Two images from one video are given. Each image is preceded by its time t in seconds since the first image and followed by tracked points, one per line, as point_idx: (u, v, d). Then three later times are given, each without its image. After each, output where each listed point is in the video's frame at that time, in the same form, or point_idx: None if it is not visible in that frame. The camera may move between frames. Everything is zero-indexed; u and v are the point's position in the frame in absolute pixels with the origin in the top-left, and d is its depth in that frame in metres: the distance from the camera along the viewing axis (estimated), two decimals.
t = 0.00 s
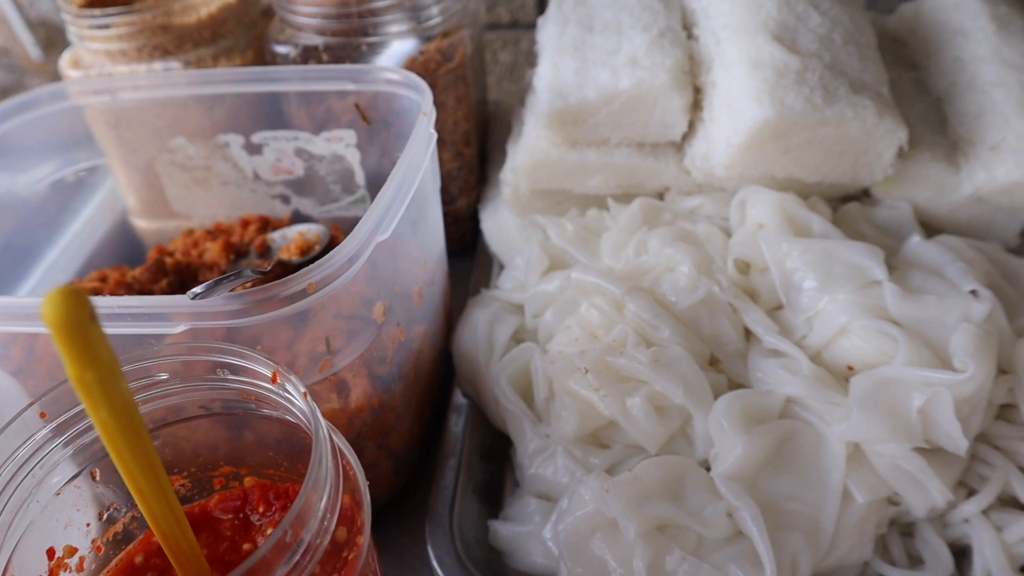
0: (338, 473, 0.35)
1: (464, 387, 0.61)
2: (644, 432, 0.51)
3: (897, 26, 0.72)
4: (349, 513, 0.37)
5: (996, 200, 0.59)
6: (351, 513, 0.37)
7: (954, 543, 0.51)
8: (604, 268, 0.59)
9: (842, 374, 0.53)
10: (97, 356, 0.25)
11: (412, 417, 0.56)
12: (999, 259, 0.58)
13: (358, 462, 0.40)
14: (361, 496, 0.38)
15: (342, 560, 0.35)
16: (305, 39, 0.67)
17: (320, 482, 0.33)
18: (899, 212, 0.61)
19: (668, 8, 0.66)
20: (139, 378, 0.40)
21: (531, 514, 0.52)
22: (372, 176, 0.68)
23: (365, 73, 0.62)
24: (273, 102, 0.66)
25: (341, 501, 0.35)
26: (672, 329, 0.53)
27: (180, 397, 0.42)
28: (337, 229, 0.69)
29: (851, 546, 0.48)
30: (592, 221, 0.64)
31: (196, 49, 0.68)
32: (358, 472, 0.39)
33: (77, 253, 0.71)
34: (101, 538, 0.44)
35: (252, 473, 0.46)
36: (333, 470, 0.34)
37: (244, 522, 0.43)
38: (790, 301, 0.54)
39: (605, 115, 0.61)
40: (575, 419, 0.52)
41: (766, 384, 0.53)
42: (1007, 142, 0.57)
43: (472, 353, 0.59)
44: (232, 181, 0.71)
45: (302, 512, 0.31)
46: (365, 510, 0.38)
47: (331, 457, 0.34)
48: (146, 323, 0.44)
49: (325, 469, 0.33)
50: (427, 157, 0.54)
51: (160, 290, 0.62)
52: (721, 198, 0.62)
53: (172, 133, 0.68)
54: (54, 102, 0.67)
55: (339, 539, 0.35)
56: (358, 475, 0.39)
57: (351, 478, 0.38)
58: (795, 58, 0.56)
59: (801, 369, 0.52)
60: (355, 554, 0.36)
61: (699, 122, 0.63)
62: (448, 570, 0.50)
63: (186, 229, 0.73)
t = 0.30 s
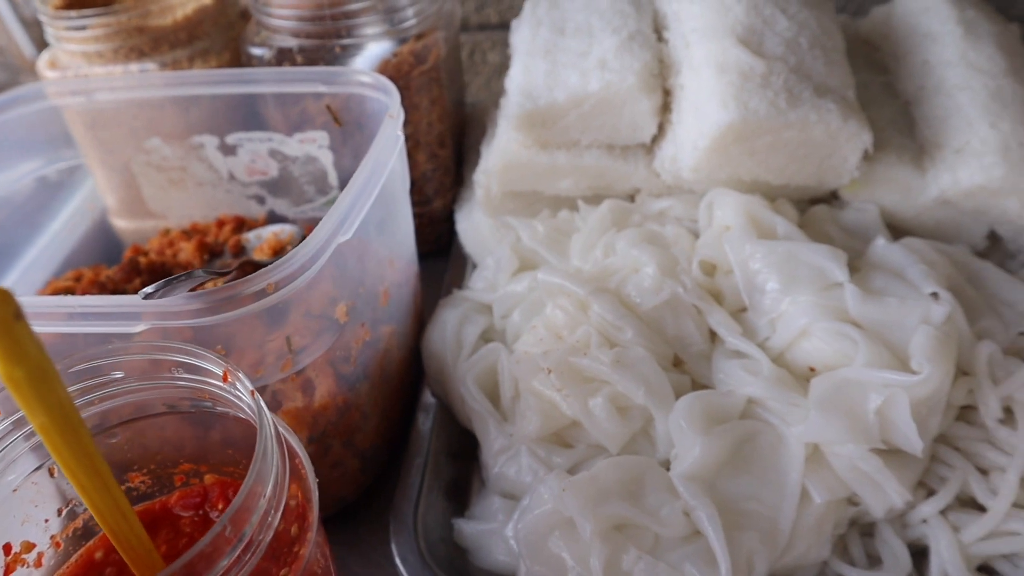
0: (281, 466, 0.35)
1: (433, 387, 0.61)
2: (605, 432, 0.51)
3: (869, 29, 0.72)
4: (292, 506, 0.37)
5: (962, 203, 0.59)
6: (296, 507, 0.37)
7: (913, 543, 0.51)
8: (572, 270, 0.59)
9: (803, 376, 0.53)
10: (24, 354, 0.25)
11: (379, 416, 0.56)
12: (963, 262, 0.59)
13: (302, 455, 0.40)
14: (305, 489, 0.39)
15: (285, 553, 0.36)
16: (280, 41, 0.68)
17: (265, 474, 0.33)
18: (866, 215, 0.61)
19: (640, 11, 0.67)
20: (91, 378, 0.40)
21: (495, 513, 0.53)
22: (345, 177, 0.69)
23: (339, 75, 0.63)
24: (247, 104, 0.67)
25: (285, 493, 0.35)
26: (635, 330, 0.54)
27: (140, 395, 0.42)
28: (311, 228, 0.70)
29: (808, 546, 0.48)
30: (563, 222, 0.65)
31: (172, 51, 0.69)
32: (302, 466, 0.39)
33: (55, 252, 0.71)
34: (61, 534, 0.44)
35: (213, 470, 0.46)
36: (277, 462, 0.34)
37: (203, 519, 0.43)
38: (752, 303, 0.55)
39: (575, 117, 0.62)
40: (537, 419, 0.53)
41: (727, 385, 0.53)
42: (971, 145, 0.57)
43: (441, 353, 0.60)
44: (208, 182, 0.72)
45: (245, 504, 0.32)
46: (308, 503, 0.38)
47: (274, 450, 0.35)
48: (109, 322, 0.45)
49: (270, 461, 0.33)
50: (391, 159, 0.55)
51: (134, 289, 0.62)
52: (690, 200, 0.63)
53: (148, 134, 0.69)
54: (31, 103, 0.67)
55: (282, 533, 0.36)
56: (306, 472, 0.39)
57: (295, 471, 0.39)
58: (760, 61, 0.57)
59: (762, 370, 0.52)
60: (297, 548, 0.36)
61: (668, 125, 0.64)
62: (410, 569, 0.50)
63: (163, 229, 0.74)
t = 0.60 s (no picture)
0: (243, 466, 0.36)
1: (412, 389, 0.62)
2: (579, 434, 0.51)
3: (851, 32, 0.72)
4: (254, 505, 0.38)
5: (940, 206, 0.60)
6: (258, 506, 0.38)
7: (886, 546, 0.51)
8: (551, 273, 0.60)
9: (778, 378, 0.53)
10: None
11: (357, 418, 0.57)
12: (940, 265, 0.59)
13: (266, 455, 0.41)
14: (269, 489, 0.39)
15: (247, 552, 0.36)
16: (264, 45, 0.68)
17: (224, 473, 0.34)
18: (845, 218, 0.61)
19: (621, 14, 0.67)
20: (59, 380, 0.41)
21: (470, 514, 0.53)
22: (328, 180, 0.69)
23: (323, 79, 0.63)
24: (230, 107, 0.67)
25: (246, 492, 0.36)
26: (610, 332, 0.54)
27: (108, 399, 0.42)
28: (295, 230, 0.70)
29: (780, 549, 0.48)
30: (544, 225, 0.65)
31: (157, 54, 0.69)
32: (268, 466, 0.40)
33: (43, 253, 0.70)
34: (32, 533, 0.45)
35: (184, 471, 0.46)
36: (237, 461, 0.35)
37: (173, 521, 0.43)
38: (728, 306, 0.55)
39: (555, 120, 0.62)
40: (512, 420, 0.53)
41: (702, 388, 0.53)
42: (949, 149, 0.58)
43: (420, 355, 0.60)
44: (192, 184, 0.73)
45: (203, 502, 0.32)
46: (271, 502, 0.39)
47: (235, 449, 0.35)
48: (81, 325, 0.45)
49: (230, 460, 0.34)
50: (366, 163, 0.55)
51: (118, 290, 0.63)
52: (670, 204, 0.63)
53: (133, 137, 0.69)
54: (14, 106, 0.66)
55: (243, 533, 0.36)
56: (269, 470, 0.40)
57: (259, 470, 0.39)
58: (737, 64, 0.57)
59: (736, 373, 0.52)
60: (258, 546, 0.37)
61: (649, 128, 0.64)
62: (384, 570, 0.51)
63: (148, 231, 0.74)
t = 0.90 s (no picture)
0: (214, 463, 0.37)
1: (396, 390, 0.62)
2: (559, 436, 0.52)
3: (840, 34, 0.72)
4: (224, 503, 0.38)
5: (925, 209, 0.59)
6: (229, 505, 0.38)
7: (866, 549, 0.51)
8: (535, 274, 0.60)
9: (758, 380, 0.53)
10: None
11: (341, 419, 0.57)
12: (924, 268, 0.59)
13: (239, 455, 0.41)
14: (242, 488, 0.40)
15: (219, 549, 0.37)
16: (253, 46, 0.69)
17: (192, 471, 0.34)
18: (830, 220, 0.61)
19: (608, 16, 0.67)
20: (35, 378, 0.41)
21: (450, 514, 0.53)
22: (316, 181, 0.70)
23: (312, 81, 0.63)
24: (218, 107, 0.68)
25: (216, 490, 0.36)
26: (591, 334, 0.54)
27: (83, 399, 0.43)
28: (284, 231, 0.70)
29: (757, 552, 0.48)
30: (530, 226, 0.65)
31: (147, 55, 0.69)
32: (239, 466, 0.40)
33: (37, 251, 0.69)
34: (12, 531, 0.45)
35: (161, 469, 0.46)
36: (207, 457, 0.35)
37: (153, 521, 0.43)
38: (710, 309, 0.55)
39: (540, 122, 0.62)
40: (492, 421, 0.53)
41: (682, 391, 0.53)
42: (933, 152, 0.58)
43: (404, 356, 0.60)
44: (181, 184, 0.73)
45: (171, 500, 0.33)
46: (243, 501, 0.39)
47: (205, 446, 0.36)
48: (61, 324, 0.46)
49: (199, 458, 0.34)
50: (349, 164, 0.56)
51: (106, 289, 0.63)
52: (655, 205, 0.63)
53: (123, 137, 0.69)
54: (7, 105, 0.65)
55: (214, 529, 0.37)
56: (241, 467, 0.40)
57: (230, 469, 0.40)
58: (721, 67, 0.57)
59: (716, 375, 0.52)
60: (230, 544, 0.37)
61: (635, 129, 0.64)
62: (364, 569, 0.51)
63: (138, 230, 0.74)
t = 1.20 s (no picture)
0: (184, 461, 0.37)
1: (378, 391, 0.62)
2: (535, 437, 0.52)
3: (823, 38, 0.73)
4: (197, 501, 0.39)
5: (904, 212, 0.60)
6: (201, 504, 0.39)
7: (839, 551, 0.52)
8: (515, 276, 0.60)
9: (734, 382, 0.53)
10: None
11: (322, 420, 0.58)
12: (902, 271, 0.59)
13: (212, 454, 0.42)
14: (214, 489, 0.40)
15: (189, 546, 0.37)
16: (239, 50, 0.69)
17: (160, 469, 0.35)
18: (810, 224, 0.61)
19: (591, 20, 0.67)
20: (12, 378, 0.42)
21: (428, 514, 0.54)
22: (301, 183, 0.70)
23: (297, 85, 0.64)
24: (203, 110, 0.68)
25: (185, 488, 0.37)
26: (568, 336, 0.55)
27: (60, 399, 0.44)
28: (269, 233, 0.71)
29: (730, 553, 0.49)
30: (513, 229, 0.65)
31: (135, 58, 0.70)
32: (211, 465, 0.41)
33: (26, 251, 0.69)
34: None
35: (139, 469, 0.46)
36: (176, 454, 0.36)
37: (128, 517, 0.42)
38: (687, 311, 0.55)
39: (522, 126, 0.63)
40: (469, 422, 0.54)
41: (658, 392, 0.54)
42: (911, 156, 0.58)
43: (385, 357, 0.61)
44: (168, 187, 0.74)
45: (138, 497, 0.33)
46: (214, 500, 0.40)
47: (174, 443, 0.37)
48: (40, 326, 0.47)
49: (166, 456, 0.35)
50: (329, 167, 0.57)
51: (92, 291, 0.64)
52: (636, 208, 0.63)
53: (111, 140, 0.70)
54: None
55: (182, 529, 0.37)
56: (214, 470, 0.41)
57: (203, 469, 0.41)
58: (700, 71, 0.57)
59: (691, 377, 0.53)
60: (200, 541, 0.38)
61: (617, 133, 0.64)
62: (342, 568, 0.51)
63: (126, 232, 0.75)
